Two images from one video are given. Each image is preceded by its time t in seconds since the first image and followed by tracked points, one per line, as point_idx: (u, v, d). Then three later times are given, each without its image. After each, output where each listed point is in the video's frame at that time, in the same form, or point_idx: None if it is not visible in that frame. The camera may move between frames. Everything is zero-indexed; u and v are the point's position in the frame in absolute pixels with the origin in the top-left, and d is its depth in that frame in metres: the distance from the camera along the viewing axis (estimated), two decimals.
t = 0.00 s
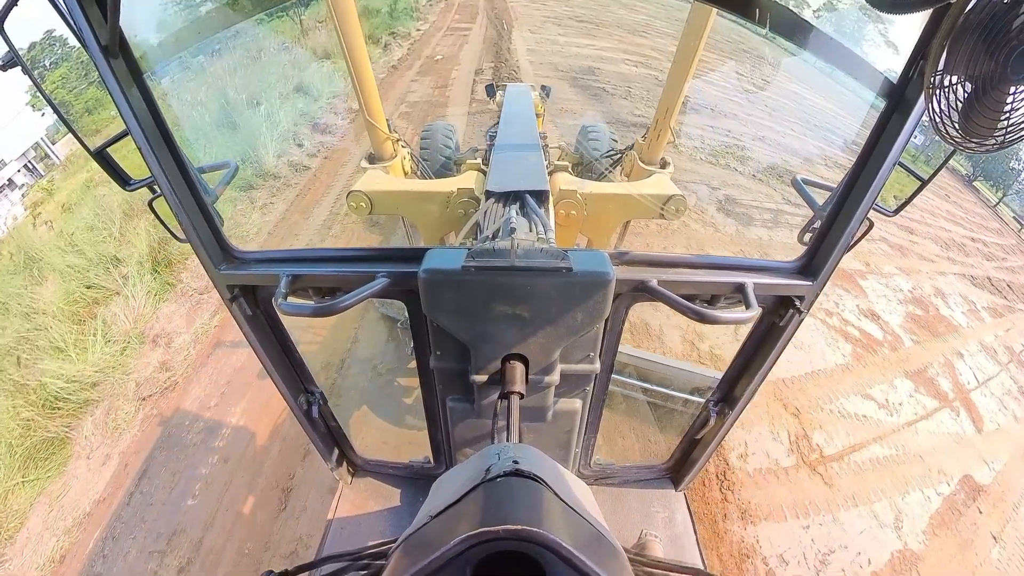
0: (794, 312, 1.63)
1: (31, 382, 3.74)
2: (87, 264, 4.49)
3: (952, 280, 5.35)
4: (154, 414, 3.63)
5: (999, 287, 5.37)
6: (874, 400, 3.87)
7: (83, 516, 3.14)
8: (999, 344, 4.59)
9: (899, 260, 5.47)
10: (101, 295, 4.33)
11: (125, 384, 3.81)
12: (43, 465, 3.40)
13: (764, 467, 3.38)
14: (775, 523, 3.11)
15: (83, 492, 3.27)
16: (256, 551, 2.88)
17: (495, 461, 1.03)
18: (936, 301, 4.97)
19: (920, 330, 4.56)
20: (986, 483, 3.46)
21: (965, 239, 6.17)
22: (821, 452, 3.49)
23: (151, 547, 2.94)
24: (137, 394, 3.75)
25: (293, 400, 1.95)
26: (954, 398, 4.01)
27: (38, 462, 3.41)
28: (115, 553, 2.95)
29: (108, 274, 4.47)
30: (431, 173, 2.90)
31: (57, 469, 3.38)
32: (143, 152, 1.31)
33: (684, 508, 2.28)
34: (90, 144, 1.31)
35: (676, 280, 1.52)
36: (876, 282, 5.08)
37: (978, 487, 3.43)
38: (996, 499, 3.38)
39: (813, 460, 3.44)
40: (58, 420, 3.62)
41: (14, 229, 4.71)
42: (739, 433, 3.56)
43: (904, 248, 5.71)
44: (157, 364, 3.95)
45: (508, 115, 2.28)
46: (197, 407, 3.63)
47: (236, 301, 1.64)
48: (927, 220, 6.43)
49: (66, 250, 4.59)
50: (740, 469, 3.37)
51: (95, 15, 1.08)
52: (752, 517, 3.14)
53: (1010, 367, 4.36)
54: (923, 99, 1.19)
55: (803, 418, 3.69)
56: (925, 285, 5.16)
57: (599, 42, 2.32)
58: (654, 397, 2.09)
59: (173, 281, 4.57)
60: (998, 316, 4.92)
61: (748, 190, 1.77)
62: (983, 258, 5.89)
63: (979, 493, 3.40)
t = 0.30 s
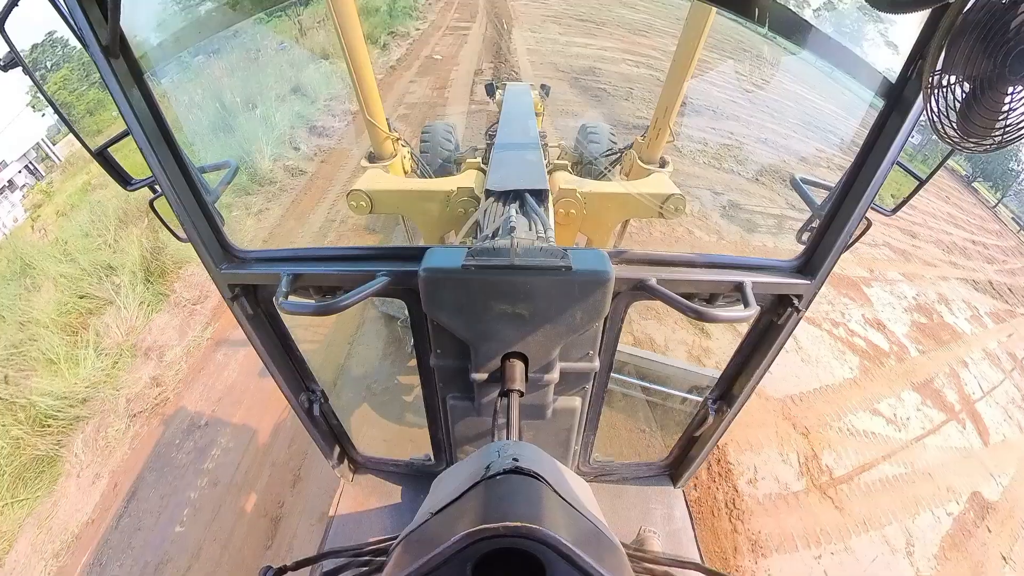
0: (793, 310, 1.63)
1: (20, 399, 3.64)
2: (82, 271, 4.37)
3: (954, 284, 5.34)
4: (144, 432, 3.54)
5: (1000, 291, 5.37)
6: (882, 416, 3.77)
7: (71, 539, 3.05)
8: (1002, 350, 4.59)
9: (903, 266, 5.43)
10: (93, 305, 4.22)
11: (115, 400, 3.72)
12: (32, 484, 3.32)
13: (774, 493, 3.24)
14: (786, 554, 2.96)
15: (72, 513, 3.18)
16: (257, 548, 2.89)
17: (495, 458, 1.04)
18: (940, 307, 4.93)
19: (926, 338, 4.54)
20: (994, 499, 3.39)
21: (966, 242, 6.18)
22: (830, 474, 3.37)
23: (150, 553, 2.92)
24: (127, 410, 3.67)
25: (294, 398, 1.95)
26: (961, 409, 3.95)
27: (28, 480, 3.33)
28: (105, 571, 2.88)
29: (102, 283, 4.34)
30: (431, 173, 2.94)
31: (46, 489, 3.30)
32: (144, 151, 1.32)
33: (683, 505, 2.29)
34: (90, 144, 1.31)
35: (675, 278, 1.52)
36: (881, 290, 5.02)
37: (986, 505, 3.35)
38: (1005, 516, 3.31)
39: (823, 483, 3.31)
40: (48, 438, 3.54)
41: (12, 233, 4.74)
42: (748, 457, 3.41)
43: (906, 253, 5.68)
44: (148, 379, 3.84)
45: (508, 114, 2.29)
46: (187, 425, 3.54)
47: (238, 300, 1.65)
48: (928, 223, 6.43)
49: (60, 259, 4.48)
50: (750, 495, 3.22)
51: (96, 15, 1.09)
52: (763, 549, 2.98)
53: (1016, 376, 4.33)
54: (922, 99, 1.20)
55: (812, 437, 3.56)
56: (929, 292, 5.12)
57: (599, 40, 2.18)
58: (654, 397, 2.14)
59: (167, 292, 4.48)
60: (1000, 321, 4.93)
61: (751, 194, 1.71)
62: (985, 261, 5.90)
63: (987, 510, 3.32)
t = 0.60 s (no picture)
0: (790, 309, 1.65)
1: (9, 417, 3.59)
2: (76, 281, 4.36)
3: (957, 289, 5.35)
4: (135, 449, 3.45)
5: (1002, 295, 5.39)
6: (890, 431, 3.70)
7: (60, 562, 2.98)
8: (1006, 357, 4.57)
9: (906, 272, 5.41)
10: (86, 315, 4.20)
11: (105, 417, 3.65)
12: (21, 503, 3.26)
13: (784, 521, 3.12)
14: None
15: (62, 534, 3.11)
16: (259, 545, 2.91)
17: (496, 456, 1.05)
18: (944, 315, 4.92)
19: (931, 347, 4.51)
20: (1002, 516, 3.34)
21: (968, 246, 6.19)
22: (840, 497, 3.27)
23: (150, 559, 2.91)
24: (119, 427, 3.59)
25: (295, 397, 1.96)
26: (967, 422, 3.91)
27: (16, 500, 3.27)
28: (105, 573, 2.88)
29: (96, 292, 4.33)
30: (431, 171, 2.94)
31: (35, 510, 3.23)
32: (145, 151, 1.33)
33: (681, 502, 2.30)
34: (91, 144, 1.32)
35: (674, 277, 1.54)
36: (886, 297, 4.97)
37: (994, 522, 3.31)
38: (1013, 533, 3.27)
39: (834, 507, 3.21)
40: (37, 456, 3.48)
41: (11, 237, 4.73)
42: (756, 482, 3.30)
43: (909, 258, 5.67)
44: (140, 395, 3.75)
45: (507, 113, 2.29)
46: (177, 444, 3.43)
47: (238, 299, 1.66)
48: (930, 226, 6.45)
49: (54, 267, 4.47)
50: (760, 524, 3.10)
51: (96, 15, 1.10)
52: None
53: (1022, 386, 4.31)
54: (919, 99, 1.22)
55: (821, 457, 3.47)
56: (933, 299, 5.10)
57: (599, 40, 2.14)
58: (652, 394, 2.13)
59: (160, 302, 4.38)
60: (1002, 326, 4.93)
61: (755, 200, 1.66)
62: (986, 264, 5.92)
63: (995, 528, 3.27)
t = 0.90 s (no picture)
0: (788, 308, 1.65)
1: None
2: (69, 290, 4.30)
3: (959, 294, 5.33)
4: (126, 467, 3.37)
5: (1003, 300, 5.38)
6: (898, 448, 3.58)
7: None
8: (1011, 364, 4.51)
9: (910, 278, 5.35)
10: (80, 326, 4.13)
11: (96, 434, 3.57)
12: (10, 523, 3.16)
13: (794, 550, 2.97)
14: None
15: (50, 556, 3.01)
16: (258, 543, 2.92)
17: (495, 453, 1.06)
18: (947, 322, 4.85)
19: (936, 355, 4.41)
20: (1011, 534, 3.21)
21: (969, 249, 6.20)
22: (850, 521, 3.13)
23: (146, 568, 2.87)
24: (110, 444, 3.51)
25: (296, 394, 1.97)
26: (972, 433, 3.81)
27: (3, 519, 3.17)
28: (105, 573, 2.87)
29: (89, 302, 4.28)
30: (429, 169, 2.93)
31: (25, 529, 3.14)
32: (145, 151, 1.32)
33: (679, 499, 2.31)
34: (92, 143, 1.32)
35: (672, 276, 1.54)
36: (890, 305, 4.87)
37: (1003, 541, 3.18)
38: (1022, 552, 3.14)
39: (843, 532, 3.07)
40: (26, 475, 3.38)
41: (10, 239, 4.72)
42: (764, 508, 3.14)
43: (912, 263, 5.65)
44: (132, 411, 3.68)
45: (508, 111, 2.30)
46: (168, 462, 3.35)
47: (239, 297, 1.66)
48: (930, 229, 6.44)
49: (47, 276, 4.41)
50: (769, 555, 2.94)
51: (96, 14, 1.10)
52: None
53: None
54: (917, 99, 1.21)
55: (830, 478, 3.33)
56: (937, 305, 5.06)
57: (600, 39, 2.15)
58: (649, 394, 2.14)
59: (153, 314, 4.34)
60: (1005, 331, 4.91)
61: (758, 204, 1.73)
62: (987, 267, 5.93)
63: (1004, 547, 3.14)
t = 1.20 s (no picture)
0: (786, 307, 1.66)
1: None
2: (62, 299, 4.28)
3: (962, 300, 5.34)
4: (115, 487, 3.33)
5: (1005, 304, 5.40)
6: (906, 465, 3.56)
7: None
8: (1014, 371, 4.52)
9: (913, 284, 5.36)
10: (73, 337, 4.10)
11: (87, 452, 3.53)
12: None
13: None
14: None
15: None
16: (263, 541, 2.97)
17: (495, 450, 1.06)
18: (951, 329, 4.86)
19: (941, 365, 4.42)
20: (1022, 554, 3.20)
21: (969, 252, 6.21)
22: (861, 547, 3.10)
23: None
24: (99, 463, 3.47)
25: (296, 392, 1.98)
26: (979, 447, 3.81)
27: None
28: None
29: (81, 312, 4.25)
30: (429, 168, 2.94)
31: (14, 550, 3.10)
32: (145, 150, 1.33)
33: (677, 495, 2.33)
34: (92, 142, 1.32)
35: (672, 274, 1.55)
36: (895, 313, 4.88)
37: (1014, 559, 3.17)
38: None
39: (854, 559, 3.04)
40: (16, 495, 3.33)
41: (9, 243, 4.75)
42: (774, 537, 3.10)
43: (915, 268, 5.65)
44: (121, 428, 3.63)
45: (507, 110, 2.31)
46: (157, 483, 3.30)
47: (239, 296, 1.66)
48: (932, 232, 6.45)
49: (40, 284, 4.38)
50: None
51: (96, 13, 1.11)
52: None
53: None
54: (915, 98, 1.22)
55: (839, 501, 3.30)
56: (940, 312, 5.07)
57: (602, 39, 2.20)
58: (648, 391, 2.15)
59: (145, 325, 4.29)
60: (1007, 336, 4.92)
61: (762, 210, 1.71)
62: (987, 270, 5.94)
63: (1013, 566, 3.13)
